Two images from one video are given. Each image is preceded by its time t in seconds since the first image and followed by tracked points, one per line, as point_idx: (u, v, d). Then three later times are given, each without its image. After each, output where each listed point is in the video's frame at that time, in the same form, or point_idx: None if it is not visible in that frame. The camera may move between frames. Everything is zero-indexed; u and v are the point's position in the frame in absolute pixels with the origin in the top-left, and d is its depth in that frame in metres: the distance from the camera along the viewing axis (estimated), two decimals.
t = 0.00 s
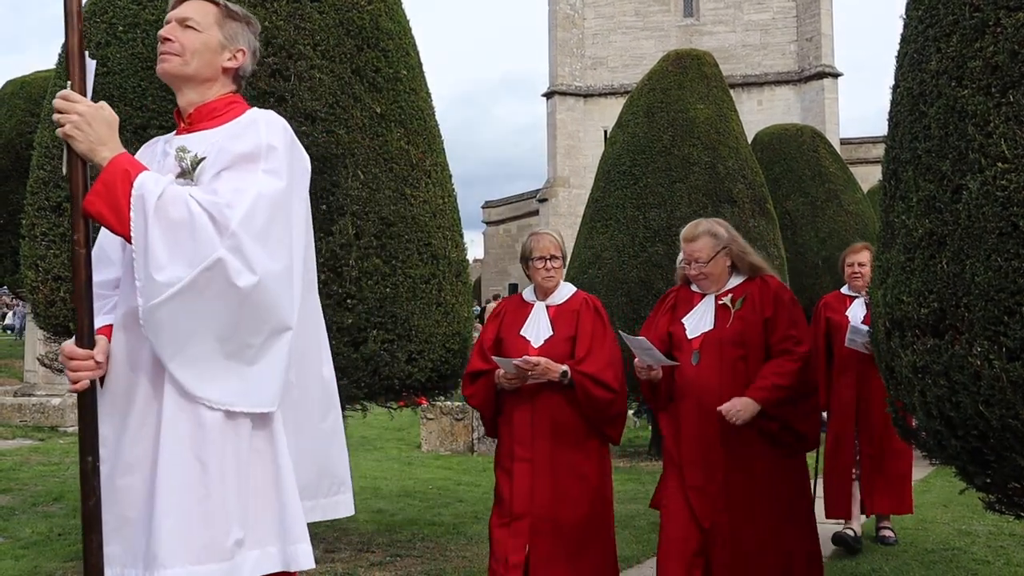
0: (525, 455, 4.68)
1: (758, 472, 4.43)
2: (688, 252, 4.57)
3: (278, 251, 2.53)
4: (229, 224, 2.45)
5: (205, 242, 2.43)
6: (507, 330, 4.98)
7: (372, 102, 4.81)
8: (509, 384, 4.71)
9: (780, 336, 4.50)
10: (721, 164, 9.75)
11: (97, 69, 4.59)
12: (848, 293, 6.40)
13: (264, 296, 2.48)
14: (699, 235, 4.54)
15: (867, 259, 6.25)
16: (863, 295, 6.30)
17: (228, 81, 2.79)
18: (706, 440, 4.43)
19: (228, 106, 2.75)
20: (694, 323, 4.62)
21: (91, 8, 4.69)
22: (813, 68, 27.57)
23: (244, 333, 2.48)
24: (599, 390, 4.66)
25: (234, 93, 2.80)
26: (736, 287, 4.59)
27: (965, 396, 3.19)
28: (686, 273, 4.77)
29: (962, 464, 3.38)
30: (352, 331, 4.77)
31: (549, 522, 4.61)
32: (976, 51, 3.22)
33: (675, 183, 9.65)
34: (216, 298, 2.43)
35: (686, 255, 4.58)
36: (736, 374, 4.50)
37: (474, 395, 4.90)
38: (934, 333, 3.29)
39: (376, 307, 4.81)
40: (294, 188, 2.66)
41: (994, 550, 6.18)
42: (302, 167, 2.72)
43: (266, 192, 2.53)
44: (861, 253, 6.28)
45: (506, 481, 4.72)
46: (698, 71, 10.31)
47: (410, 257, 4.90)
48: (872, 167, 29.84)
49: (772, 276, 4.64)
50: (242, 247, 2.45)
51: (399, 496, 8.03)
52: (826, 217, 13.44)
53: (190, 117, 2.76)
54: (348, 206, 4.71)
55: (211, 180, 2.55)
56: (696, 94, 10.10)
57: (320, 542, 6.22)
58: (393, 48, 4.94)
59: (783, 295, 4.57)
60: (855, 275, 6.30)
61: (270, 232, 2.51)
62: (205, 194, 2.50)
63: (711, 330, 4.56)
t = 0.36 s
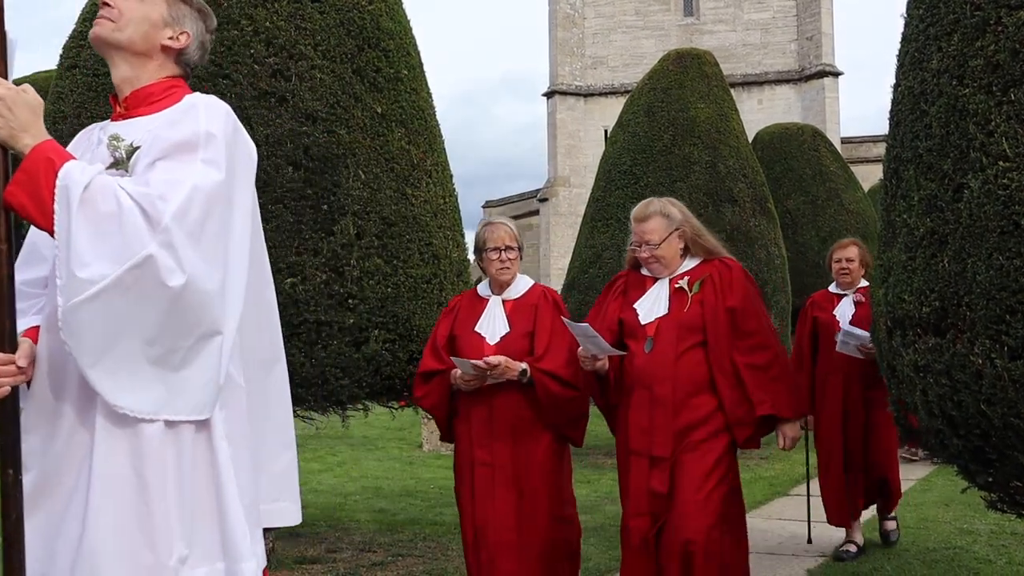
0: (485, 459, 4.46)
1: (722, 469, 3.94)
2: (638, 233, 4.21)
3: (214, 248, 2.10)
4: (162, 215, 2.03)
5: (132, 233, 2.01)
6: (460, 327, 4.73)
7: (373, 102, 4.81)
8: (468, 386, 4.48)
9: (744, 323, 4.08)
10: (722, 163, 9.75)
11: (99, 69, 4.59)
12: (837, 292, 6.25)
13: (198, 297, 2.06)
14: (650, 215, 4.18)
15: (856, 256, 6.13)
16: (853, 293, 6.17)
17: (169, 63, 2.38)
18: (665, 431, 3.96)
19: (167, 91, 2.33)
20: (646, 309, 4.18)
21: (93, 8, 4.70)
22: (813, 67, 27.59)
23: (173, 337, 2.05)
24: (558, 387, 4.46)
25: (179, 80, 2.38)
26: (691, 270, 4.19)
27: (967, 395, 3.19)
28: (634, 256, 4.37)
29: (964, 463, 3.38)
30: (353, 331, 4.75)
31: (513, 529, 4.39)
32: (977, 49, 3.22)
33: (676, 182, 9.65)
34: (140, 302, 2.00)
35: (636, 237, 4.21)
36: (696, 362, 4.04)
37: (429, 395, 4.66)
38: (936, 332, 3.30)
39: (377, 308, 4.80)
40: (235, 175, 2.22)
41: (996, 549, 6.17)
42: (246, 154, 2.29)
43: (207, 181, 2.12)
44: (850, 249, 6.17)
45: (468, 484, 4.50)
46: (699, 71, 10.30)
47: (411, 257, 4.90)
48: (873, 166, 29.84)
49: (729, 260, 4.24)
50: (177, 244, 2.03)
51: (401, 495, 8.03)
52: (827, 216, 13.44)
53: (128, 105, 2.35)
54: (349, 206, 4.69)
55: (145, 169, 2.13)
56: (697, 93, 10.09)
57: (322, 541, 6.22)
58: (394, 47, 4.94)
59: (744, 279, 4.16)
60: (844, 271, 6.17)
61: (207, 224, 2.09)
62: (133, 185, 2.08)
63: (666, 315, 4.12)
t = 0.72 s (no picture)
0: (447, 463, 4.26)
1: (702, 484, 3.71)
2: (625, 226, 3.91)
3: (101, 242, 1.99)
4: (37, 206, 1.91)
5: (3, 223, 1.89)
6: (425, 323, 4.50)
7: (373, 99, 4.81)
8: (429, 386, 4.26)
9: (736, 331, 3.83)
10: (721, 159, 9.74)
11: (98, 67, 4.58)
12: (829, 287, 6.00)
13: (80, 293, 1.93)
14: (640, 207, 3.89)
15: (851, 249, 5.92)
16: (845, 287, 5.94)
17: (60, 41, 2.24)
18: (646, 439, 3.69)
19: (55, 71, 2.18)
20: (630, 308, 3.91)
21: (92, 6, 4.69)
22: (812, 62, 27.60)
23: (50, 336, 1.92)
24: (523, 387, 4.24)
25: (71, 58, 2.23)
26: (680, 271, 3.94)
27: (968, 390, 3.19)
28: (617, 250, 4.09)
29: (966, 458, 3.39)
30: (353, 329, 4.74)
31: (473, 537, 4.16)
32: (977, 44, 3.21)
33: (675, 178, 9.65)
34: (13, 295, 1.88)
35: (622, 230, 3.91)
36: (683, 369, 3.78)
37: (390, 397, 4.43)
38: (936, 327, 3.31)
39: (377, 305, 4.80)
40: (125, 164, 2.11)
41: (997, 543, 6.19)
42: (140, 143, 2.16)
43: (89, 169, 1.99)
44: (842, 243, 5.95)
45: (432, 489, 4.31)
46: (698, 67, 10.30)
47: (411, 254, 4.91)
48: (873, 162, 29.86)
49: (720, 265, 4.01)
50: (53, 235, 1.91)
51: (401, 492, 8.04)
52: (827, 212, 13.44)
53: (10, 81, 2.20)
54: (348, 203, 4.68)
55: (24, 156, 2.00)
56: (697, 89, 10.08)
57: (323, 539, 6.23)
58: (393, 45, 4.95)
59: (735, 286, 3.93)
60: (836, 265, 5.96)
61: (90, 213, 1.98)
62: (9, 170, 1.96)
63: (653, 316, 3.84)
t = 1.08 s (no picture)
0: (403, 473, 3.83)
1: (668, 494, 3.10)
2: (591, 212, 3.32)
3: None
4: None
5: None
6: (387, 320, 4.07)
7: (373, 99, 4.80)
8: (385, 389, 3.84)
9: (712, 321, 3.18)
10: (721, 158, 9.73)
11: (97, 66, 4.59)
12: (825, 286, 5.79)
13: None
14: (604, 190, 3.32)
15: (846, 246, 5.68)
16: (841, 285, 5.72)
17: None
18: (610, 452, 3.14)
19: None
20: (595, 301, 3.34)
21: (92, 6, 4.70)
22: (812, 61, 27.61)
23: None
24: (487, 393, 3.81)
25: None
26: (652, 259, 3.33)
27: (968, 389, 3.19)
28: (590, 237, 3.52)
29: (966, 457, 3.39)
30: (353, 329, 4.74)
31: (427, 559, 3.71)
32: (977, 43, 3.21)
33: (675, 177, 9.65)
34: None
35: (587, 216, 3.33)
36: (653, 368, 3.18)
37: (348, 399, 4.03)
38: (936, 326, 3.31)
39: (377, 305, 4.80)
40: (15, 144, 1.91)
41: (997, 542, 6.18)
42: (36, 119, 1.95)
43: None
44: (836, 238, 5.69)
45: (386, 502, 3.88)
46: (698, 66, 10.29)
47: (410, 253, 4.90)
48: (873, 161, 29.86)
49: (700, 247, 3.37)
50: None
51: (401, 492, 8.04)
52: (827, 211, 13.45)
53: None
54: (348, 203, 4.67)
55: None
56: (697, 88, 10.08)
57: (323, 538, 6.23)
58: (393, 44, 4.94)
59: (717, 269, 3.28)
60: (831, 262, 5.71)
61: None
62: None
63: (617, 310, 3.27)
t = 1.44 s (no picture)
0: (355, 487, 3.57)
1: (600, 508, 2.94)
2: (518, 210, 3.13)
3: None
4: None
5: None
6: (342, 321, 3.80)
7: (372, 98, 4.80)
8: (335, 399, 3.56)
9: (645, 323, 2.99)
10: (721, 157, 9.73)
11: (96, 66, 4.59)
12: (813, 280, 5.29)
13: None
14: (530, 185, 3.12)
15: (834, 240, 5.17)
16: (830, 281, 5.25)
17: None
18: (547, 468, 2.97)
19: None
20: (528, 306, 3.16)
21: (90, 6, 4.70)
22: (812, 61, 27.63)
23: None
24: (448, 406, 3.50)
25: None
26: (585, 258, 3.14)
27: (967, 389, 3.19)
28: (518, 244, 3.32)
29: (965, 457, 3.38)
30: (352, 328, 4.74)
31: None
32: (977, 42, 3.21)
33: (675, 177, 9.65)
34: None
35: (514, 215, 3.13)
36: (586, 375, 3.00)
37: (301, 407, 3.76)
38: (936, 325, 3.30)
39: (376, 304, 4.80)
40: None
41: (996, 542, 6.18)
42: None
43: None
44: (822, 232, 5.18)
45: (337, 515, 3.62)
46: (698, 65, 10.29)
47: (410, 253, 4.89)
48: (873, 160, 29.89)
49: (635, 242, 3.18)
50: None
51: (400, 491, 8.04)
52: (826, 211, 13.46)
53: None
54: (348, 202, 4.67)
55: None
56: (696, 88, 10.08)
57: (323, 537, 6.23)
58: (393, 43, 4.94)
59: (652, 265, 3.09)
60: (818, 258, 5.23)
61: None
62: None
63: (550, 314, 3.08)
